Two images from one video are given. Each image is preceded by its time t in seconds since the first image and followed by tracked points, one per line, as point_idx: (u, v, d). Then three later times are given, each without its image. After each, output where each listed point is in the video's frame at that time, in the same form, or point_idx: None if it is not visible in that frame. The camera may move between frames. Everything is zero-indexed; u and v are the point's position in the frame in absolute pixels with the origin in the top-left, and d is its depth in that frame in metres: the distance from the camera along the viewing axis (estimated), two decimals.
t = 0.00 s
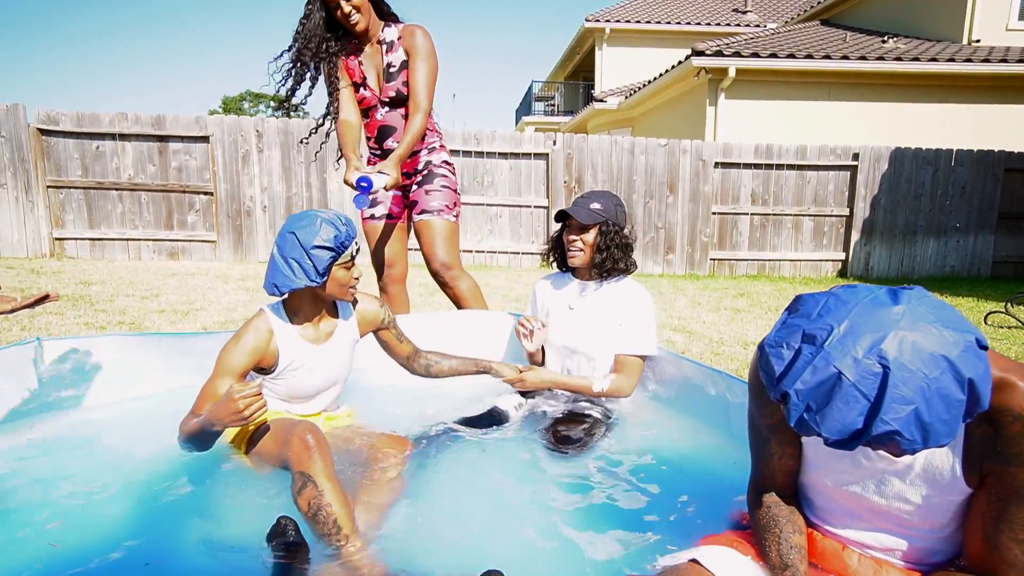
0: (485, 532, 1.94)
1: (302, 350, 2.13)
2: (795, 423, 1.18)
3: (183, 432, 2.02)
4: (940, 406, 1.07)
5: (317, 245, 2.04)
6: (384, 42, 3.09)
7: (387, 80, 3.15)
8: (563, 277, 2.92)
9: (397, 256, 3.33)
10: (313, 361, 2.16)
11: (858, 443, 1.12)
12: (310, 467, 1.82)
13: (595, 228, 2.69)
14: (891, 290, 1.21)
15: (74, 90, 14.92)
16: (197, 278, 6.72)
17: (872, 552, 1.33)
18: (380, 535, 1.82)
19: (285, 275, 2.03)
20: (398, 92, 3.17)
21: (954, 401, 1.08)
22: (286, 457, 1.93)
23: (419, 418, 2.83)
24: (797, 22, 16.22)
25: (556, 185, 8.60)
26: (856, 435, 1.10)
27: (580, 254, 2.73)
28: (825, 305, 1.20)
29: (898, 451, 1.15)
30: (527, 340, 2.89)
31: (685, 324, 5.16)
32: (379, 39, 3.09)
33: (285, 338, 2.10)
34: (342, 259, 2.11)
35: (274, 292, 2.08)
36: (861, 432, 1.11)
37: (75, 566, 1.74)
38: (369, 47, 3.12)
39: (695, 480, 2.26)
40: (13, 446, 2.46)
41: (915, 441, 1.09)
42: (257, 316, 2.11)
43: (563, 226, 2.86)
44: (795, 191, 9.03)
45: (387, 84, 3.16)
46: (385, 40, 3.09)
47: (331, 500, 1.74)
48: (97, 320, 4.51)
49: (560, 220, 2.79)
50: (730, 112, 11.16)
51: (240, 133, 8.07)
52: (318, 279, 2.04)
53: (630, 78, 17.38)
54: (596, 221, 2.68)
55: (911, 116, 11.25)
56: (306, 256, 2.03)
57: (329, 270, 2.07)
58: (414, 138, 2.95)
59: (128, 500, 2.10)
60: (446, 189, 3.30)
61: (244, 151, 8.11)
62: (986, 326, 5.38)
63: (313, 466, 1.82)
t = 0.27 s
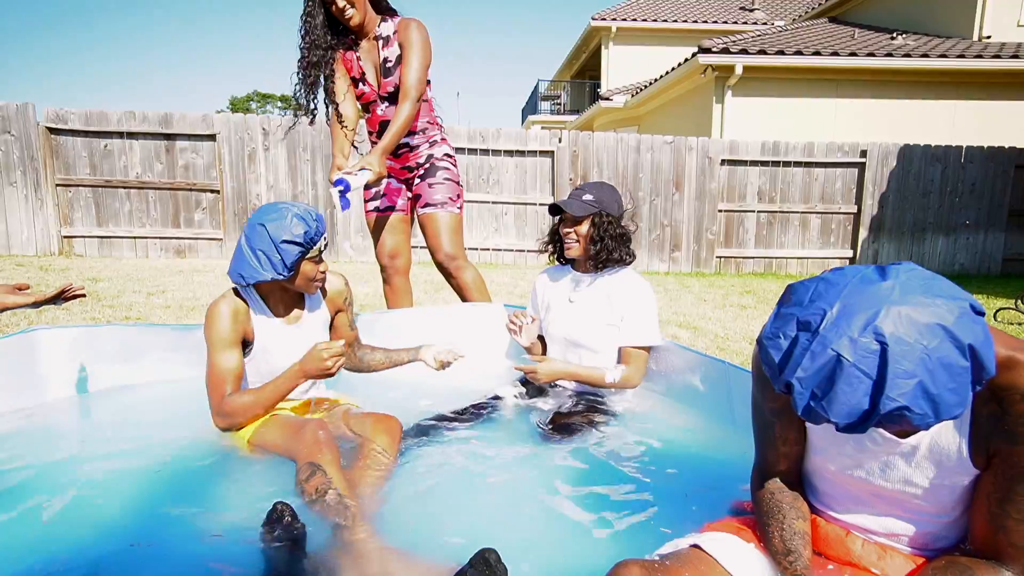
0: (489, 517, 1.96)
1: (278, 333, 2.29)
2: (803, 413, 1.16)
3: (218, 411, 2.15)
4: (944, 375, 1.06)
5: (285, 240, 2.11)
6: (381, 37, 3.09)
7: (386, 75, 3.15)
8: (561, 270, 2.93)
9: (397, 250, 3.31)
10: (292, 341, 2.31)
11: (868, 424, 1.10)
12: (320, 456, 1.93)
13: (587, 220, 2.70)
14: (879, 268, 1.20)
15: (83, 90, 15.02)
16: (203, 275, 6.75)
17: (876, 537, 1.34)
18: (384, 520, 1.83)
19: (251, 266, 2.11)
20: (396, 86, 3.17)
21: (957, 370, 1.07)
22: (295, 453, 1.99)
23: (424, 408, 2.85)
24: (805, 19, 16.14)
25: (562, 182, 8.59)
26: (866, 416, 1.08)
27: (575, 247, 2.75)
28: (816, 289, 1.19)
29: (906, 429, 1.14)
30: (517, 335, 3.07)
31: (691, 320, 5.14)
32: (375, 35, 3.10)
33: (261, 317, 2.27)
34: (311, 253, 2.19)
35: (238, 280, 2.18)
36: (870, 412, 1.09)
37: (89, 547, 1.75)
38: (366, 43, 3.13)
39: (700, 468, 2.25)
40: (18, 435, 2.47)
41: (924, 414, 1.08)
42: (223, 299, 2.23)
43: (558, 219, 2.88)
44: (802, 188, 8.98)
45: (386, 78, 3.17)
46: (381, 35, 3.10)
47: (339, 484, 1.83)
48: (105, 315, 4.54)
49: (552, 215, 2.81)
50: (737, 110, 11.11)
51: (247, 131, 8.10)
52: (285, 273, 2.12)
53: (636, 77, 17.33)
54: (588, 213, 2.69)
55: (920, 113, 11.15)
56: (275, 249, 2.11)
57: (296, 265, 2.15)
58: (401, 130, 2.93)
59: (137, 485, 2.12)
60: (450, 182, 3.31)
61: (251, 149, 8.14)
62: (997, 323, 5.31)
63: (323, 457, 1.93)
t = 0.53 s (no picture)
0: (488, 501, 1.97)
1: (261, 318, 2.32)
2: (819, 421, 1.15)
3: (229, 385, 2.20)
4: (944, 354, 1.08)
5: (260, 231, 2.15)
6: (371, 28, 3.08)
7: (375, 66, 3.13)
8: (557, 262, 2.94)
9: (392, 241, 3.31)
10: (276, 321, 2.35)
11: (887, 419, 1.10)
12: (331, 432, 1.98)
13: (582, 211, 2.72)
14: (849, 261, 1.21)
15: (84, 87, 15.03)
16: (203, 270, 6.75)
17: (867, 521, 1.35)
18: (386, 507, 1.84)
19: (227, 259, 2.15)
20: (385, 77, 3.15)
21: (955, 347, 1.09)
22: (303, 430, 2.04)
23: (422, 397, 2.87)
24: (806, 17, 16.08)
25: (562, 179, 8.59)
26: (884, 412, 1.08)
27: (570, 239, 2.78)
28: (799, 294, 1.18)
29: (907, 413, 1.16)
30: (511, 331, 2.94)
31: (689, 316, 5.14)
32: (366, 25, 3.09)
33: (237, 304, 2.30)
34: (287, 245, 2.24)
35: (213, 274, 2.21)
36: (886, 406, 1.09)
37: (83, 532, 1.76)
38: (358, 35, 3.14)
39: (695, 455, 2.27)
40: (16, 424, 2.48)
41: (935, 397, 1.09)
42: (198, 283, 2.26)
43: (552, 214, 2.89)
44: (802, 186, 8.97)
45: (374, 70, 3.15)
46: (371, 26, 3.09)
47: (347, 461, 1.89)
48: (104, 309, 4.55)
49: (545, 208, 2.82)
50: (737, 108, 11.10)
51: (246, 127, 8.10)
52: (262, 266, 2.16)
53: (637, 75, 17.33)
54: (583, 204, 2.71)
55: (921, 111, 11.13)
56: (250, 241, 2.14)
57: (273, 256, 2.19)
58: (384, 125, 2.89)
59: (135, 471, 2.14)
60: (441, 174, 3.30)
61: (251, 145, 8.14)
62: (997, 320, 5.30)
63: (333, 431, 1.98)
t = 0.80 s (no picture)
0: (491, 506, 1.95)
1: (257, 310, 2.29)
2: (835, 415, 1.13)
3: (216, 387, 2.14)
4: (984, 380, 1.08)
5: (236, 205, 2.12)
6: (365, 24, 3.06)
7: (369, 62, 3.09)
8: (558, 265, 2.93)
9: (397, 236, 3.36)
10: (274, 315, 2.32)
11: (903, 428, 1.10)
12: (337, 433, 2.01)
13: (591, 207, 2.71)
14: (915, 259, 1.18)
15: (85, 86, 15.02)
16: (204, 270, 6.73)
17: (879, 527, 1.33)
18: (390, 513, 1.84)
19: (212, 242, 2.14)
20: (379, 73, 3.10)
21: (995, 374, 1.09)
22: (308, 432, 2.05)
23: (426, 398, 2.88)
24: (808, 15, 16.03)
25: (564, 178, 8.57)
26: (905, 421, 1.08)
27: (575, 236, 2.72)
28: (855, 282, 1.14)
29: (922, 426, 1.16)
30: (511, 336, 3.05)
31: (692, 316, 5.13)
32: (361, 21, 3.07)
33: (236, 295, 2.25)
34: (268, 215, 2.23)
35: (207, 262, 2.19)
36: (909, 417, 1.09)
37: (82, 539, 1.75)
38: (354, 32, 3.12)
39: (702, 458, 2.26)
40: (18, 428, 2.47)
41: (956, 419, 1.10)
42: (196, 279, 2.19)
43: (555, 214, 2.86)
44: (805, 185, 8.94)
45: (365, 65, 3.11)
46: (366, 22, 3.06)
47: (350, 466, 1.90)
48: (105, 309, 4.54)
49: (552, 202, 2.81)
50: (739, 107, 11.07)
51: (247, 127, 8.09)
52: (250, 239, 2.17)
53: (638, 74, 17.29)
54: (593, 200, 2.71)
55: (924, 110, 11.09)
56: (229, 219, 2.13)
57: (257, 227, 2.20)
58: (388, 122, 2.87)
59: (141, 473, 2.15)
60: (416, 167, 3.23)
61: (252, 145, 8.12)
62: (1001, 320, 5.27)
63: (338, 434, 2.01)
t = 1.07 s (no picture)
0: (508, 513, 1.94)
1: (273, 308, 2.26)
2: (861, 433, 1.11)
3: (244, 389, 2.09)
4: (1020, 400, 1.05)
5: (257, 203, 2.13)
6: (367, 28, 3.05)
7: (370, 66, 3.09)
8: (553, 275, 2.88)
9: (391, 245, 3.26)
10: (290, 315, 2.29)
11: (935, 448, 1.08)
12: (346, 438, 1.93)
13: (586, 215, 2.61)
14: (946, 271, 1.14)
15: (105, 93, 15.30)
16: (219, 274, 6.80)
17: (904, 541, 1.30)
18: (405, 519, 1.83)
19: (233, 239, 2.15)
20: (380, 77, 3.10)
21: None
22: (319, 436, 1.99)
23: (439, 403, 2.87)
24: (824, 16, 15.86)
25: (577, 182, 8.55)
26: (938, 441, 1.06)
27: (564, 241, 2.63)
28: (881, 296, 1.11)
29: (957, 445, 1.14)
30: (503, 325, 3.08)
31: (707, 321, 5.07)
32: (364, 25, 3.07)
33: (252, 294, 2.24)
34: (287, 215, 2.21)
35: (228, 260, 2.19)
36: (940, 437, 1.07)
37: (100, 544, 1.75)
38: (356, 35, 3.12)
39: (719, 467, 2.22)
40: (37, 431, 2.50)
41: (991, 440, 1.07)
42: (214, 284, 2.19)
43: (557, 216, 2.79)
44: (821, 188, 8.83)
45: (367, 69, 3.11)
46: (368, 26, 3.06)
47: (359, 470, 1.84)
48: (123, 313, 4.59)
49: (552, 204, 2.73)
50: (754, 109, 10.98)
51: (262, 132, 8.16)
52: (269, 234, 2.17)
53: (651, 77, 17.23)
54: (589, 210, 2.61)
55: (943, 112, 10.90)
56: (249, 215, 2.13)
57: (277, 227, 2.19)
58: (396, 125, 2.90)
59: (157, 478, 2.16)
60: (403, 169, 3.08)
61: (267, 150, 8.20)
62: None
63: (348, 438, 1.93)
